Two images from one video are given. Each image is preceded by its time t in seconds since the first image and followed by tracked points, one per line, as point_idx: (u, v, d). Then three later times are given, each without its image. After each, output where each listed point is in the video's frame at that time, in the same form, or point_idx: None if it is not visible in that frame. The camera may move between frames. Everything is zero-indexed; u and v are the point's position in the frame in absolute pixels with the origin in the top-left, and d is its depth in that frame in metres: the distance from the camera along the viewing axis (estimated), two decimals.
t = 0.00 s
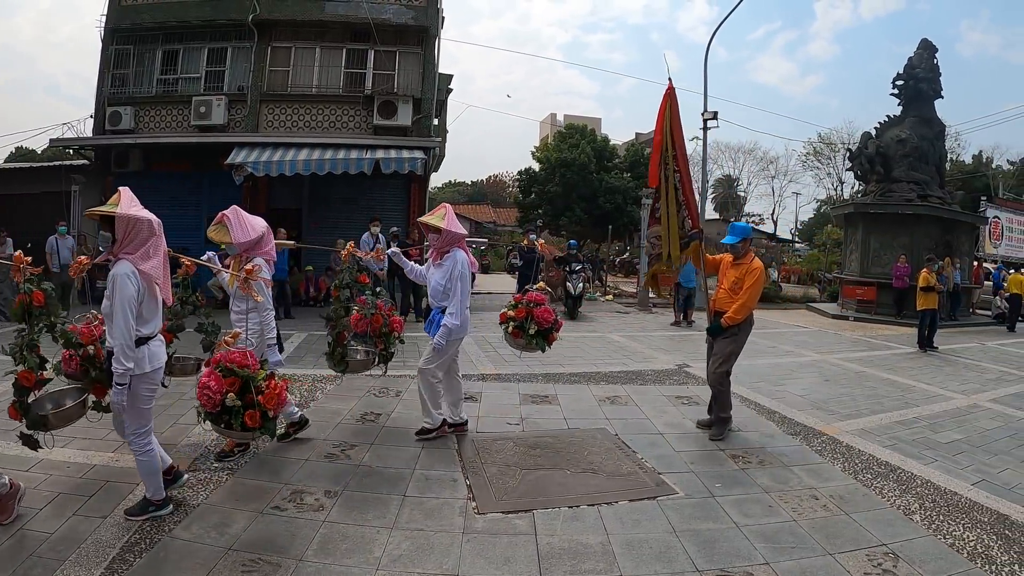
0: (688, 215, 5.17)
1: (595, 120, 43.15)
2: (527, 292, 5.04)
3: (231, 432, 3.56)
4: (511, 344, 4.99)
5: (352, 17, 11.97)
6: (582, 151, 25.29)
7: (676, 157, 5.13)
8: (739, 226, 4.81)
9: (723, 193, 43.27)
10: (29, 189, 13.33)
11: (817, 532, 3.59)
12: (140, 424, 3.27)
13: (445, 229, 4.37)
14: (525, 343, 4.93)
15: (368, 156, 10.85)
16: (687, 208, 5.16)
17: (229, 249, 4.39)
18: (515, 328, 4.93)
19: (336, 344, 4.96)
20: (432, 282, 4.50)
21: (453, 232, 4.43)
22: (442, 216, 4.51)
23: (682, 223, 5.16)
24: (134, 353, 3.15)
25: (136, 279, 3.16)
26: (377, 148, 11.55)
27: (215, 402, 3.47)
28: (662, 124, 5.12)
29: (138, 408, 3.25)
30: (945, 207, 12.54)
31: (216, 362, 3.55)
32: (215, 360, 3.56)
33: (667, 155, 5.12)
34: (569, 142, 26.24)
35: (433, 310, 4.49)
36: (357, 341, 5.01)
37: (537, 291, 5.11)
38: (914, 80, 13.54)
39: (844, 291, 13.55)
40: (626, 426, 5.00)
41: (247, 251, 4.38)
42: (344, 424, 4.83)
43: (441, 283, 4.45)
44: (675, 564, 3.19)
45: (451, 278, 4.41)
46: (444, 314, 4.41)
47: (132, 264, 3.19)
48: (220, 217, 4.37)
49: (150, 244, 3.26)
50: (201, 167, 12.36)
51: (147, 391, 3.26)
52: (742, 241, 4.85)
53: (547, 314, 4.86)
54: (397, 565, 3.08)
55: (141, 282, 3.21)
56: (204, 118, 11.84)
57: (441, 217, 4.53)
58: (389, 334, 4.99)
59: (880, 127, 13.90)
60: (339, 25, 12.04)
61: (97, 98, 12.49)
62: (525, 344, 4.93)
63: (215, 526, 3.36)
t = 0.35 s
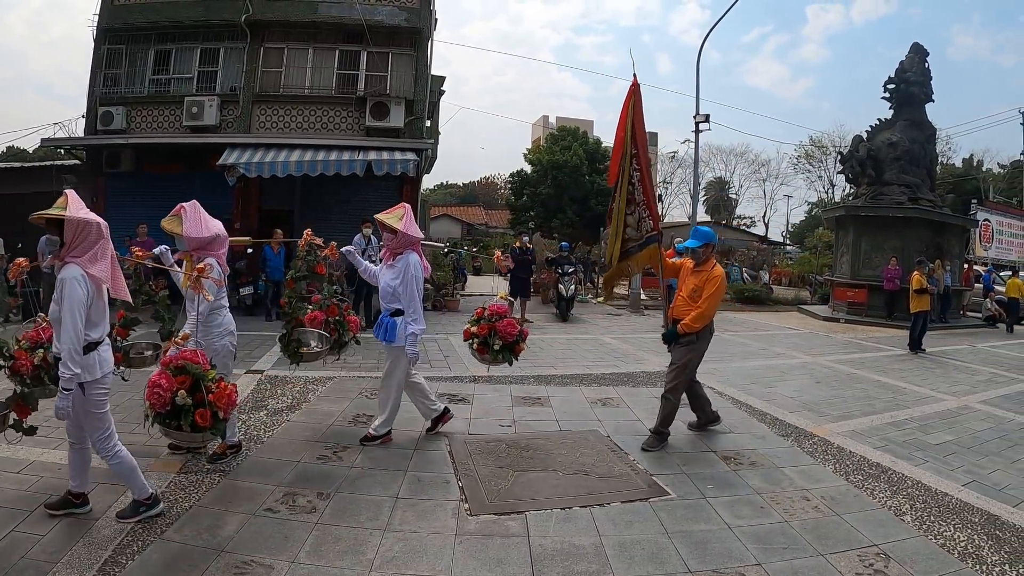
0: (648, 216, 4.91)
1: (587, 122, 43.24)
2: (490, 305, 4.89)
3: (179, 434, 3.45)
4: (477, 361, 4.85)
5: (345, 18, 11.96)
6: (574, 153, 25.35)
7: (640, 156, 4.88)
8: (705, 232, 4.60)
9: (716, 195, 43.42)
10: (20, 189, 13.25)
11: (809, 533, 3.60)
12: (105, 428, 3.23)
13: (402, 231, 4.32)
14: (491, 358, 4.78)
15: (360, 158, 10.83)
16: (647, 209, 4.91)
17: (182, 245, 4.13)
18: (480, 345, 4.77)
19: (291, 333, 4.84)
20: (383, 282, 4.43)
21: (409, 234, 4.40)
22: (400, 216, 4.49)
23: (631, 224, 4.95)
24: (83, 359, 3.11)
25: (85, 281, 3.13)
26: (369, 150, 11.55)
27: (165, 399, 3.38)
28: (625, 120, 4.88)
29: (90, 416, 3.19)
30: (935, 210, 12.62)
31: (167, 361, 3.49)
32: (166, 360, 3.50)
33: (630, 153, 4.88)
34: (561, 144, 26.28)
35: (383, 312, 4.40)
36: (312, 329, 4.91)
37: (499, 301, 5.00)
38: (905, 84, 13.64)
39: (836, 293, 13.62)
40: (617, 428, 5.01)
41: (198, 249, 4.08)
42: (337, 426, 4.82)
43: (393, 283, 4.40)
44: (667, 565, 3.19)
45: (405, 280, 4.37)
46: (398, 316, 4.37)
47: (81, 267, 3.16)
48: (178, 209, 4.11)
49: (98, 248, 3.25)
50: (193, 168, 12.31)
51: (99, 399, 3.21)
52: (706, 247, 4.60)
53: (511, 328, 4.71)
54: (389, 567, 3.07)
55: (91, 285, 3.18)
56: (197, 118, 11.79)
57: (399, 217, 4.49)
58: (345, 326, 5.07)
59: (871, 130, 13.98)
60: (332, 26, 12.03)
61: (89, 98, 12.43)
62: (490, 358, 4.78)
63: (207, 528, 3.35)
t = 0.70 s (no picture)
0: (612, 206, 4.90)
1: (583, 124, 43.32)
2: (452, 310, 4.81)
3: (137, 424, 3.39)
4: (440, 368, 4.65)
5: (341, 19, 11.96)
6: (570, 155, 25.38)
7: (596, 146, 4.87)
8: (669, 222, 4.54)
9: (711, 197, 43.52)
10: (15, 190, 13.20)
11: (805, 534, 3.61)
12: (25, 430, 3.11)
13: (359, 228, 4.23)
14: (457, 364, 4.61)
15: (356, 159, 10.81)
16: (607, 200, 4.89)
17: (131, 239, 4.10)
18: (445, 349, 4.61)
19: (246, 340, 4.72)
20: (344, 283, 4.31)
21: (367, 231, 4.29)
22: (355, 214, 4.37)
23: (594, 216, 4.78)
24: (37, 357, 3.07)
25: (34, 277, 3.08)
26: (365, 151, 11.55)
27: (122, 386, 3.34)
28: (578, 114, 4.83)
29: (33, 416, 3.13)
30: (929, 213, 12.67)
31: (120, 353, 3.45)
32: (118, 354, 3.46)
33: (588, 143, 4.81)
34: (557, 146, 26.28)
35: (346, 315, 4.29)
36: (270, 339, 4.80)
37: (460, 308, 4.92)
38: (900, 86, 13.69)
39: (831, 295, 13.65)
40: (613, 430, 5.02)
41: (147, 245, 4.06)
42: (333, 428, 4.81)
43: (353, 283, 4.28)
44: (663, 566, 3.20)
45: (364, 277, 4.25)
46: (360, 317, 4.25)
47: (29, 263, 3.10)
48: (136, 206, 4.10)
49: (46, 245, 3.21)
50: (189, 169, 12.29)
51: (47, 397, 3.17)
52: (672, 237, 4.56)
53: (476, 330, 4.58)
54: (385, 569, 3.07)
55: (39, 281, 3.13)
56: (192, 119, 11.77)
57: (354, 215, 4.37)
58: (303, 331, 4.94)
59: (866, 133, 14.04)
60: (328, 27, 12.03)
61: (84, 98, 12.39)
62: (455, 365, 4.61)
63: (203, 530, 3.35)
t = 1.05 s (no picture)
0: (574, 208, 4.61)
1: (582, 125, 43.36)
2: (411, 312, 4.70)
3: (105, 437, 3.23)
4: (396, 369, 4.47)
5: (342, 20, 11.96)
6: (569, 156, 25.40)
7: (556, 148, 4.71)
8: (625, 223, 4.36)
9: (711, 198, 43.58)
10: (15, 189, 13.21)
11: (805, 535, 3.62)
12: None
13: (319, 223, 4.03)
14: (414, 364, 4.45)
15: (356, 160, 10.80)
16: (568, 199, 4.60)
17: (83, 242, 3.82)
18: (403, 348, 4.46)
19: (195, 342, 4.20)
20: (301, 283, 4.10)
21: (329, 228, 4.09)
22: (316, 211, 4.19)
23: (557, 217, 4.49)
24: None
25: None
26: (365, 151, 11.56)
27: (85, 397, 3.18)
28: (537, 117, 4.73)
29: None
30: (929, 214, 12.68)
31: (79, 360, 3.28)
32: (76, 362, 3.29)
33: (546, 147, 4.66)
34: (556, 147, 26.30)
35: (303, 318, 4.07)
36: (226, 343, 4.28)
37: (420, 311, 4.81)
38: (900, 88, 13.69)
39: (831, 296, 13.66)
40: (613, 431, 5.01)
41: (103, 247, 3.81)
42: (334, 428, 4.79)
43: (311, 283, 4.07)
44: (663, 566, 3.21)
45: (324, 278, 4.04)
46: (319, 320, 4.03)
47: None
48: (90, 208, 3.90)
49: None
50: (189, 169, 12.28)
51: None
52: (627, 239, 4.37)
53: (436, 330, 4.51)
54: (386, 569, 3.07)
55: None
56: (192, 119, 11.77)
57: (314, 212, 4.20)
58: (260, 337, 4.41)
59: (866, 134, 14.04)
60: (328, 27, 12.03)
61: (85, 98, 12.39)
62: (411, 365, 4.46)
63: (205, 530, 3.35)
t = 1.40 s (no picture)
0: (516, 201, 4.33)
1: (583, 125, 43.39)
2: (369, 305, 4.53)
3: (56, 429, 3.19)
4: (353, 365, 4.41)
5: (343, 20, 11.96)
6: (570, 157, 25.41)
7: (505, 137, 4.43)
8: (584, 216, 4.06)
9: (712, 199, 43.62)
10: (16, 189, 13.22)
11: (806, 535, 3.62)
12: None
13: (277, 225, 3.99)
14: (369, 362, 4.38)
15: (356, 160, 10.80)
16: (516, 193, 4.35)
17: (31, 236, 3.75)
18: (358, 347, 4.36)
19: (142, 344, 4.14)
20: (258, 286, 4.03)
21: (286, 230, 4.05)
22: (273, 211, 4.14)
23: (495, 213, 4.36)
24: None
25: None
26: (367, 151, 11.55)
27: (37, 392, 3.11)
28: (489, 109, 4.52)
29: None
30: (930, 214, 12.67)
31: (28, 352, 3.18)
32: (25, 351, 3.19)
33: (493, 139, 4.44)
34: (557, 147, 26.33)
35: (262, 321, 4.00)
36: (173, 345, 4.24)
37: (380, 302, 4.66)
38: (901, 88, 13.68)
39: (831, 296, 13.64)
40: (614, 431, 4.99)
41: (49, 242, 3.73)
42: (333, 428, 4.77)
43: (270, 287, 4.01)
44: (664, 566, 3.21)
45: (284, 281, 4.00)
46: (278, 323, 3.99)
47: None
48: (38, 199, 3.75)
49: None
50: (190, 169, 12.28)
51: None
52: (587, 235, 4.08)
53: (393, 329, 4.39)
54: (386, 569, 3.07)
55: None
56: (193, 119, 11.77)
57: (272, 212, 4.13)
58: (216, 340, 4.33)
59: (867, 134, 14.04)
60: (329, 27, 12.03)
61: (86, 98, 12.39)
62: (367, 363, 4.39)
63: (205, 529, 3.35)
